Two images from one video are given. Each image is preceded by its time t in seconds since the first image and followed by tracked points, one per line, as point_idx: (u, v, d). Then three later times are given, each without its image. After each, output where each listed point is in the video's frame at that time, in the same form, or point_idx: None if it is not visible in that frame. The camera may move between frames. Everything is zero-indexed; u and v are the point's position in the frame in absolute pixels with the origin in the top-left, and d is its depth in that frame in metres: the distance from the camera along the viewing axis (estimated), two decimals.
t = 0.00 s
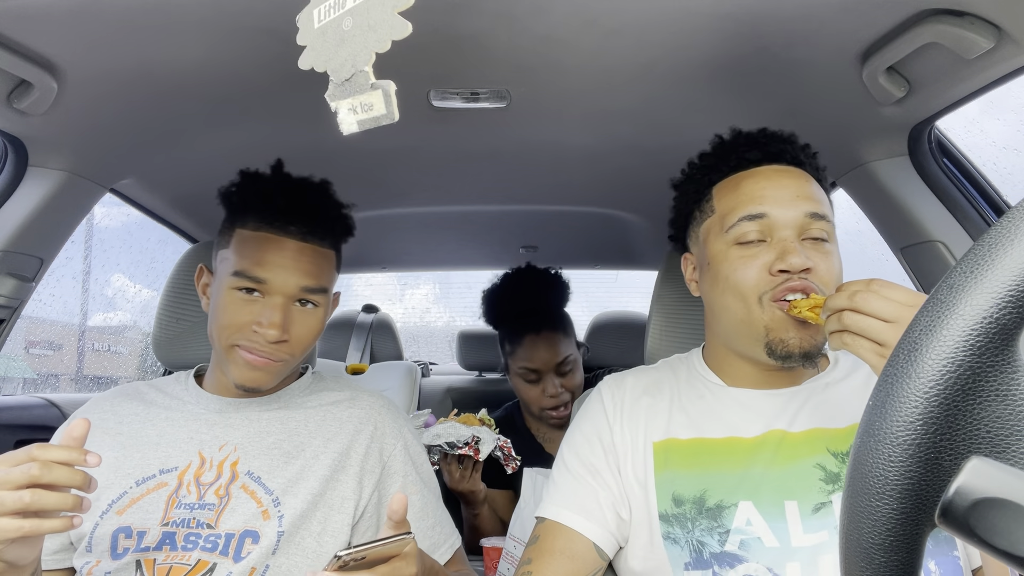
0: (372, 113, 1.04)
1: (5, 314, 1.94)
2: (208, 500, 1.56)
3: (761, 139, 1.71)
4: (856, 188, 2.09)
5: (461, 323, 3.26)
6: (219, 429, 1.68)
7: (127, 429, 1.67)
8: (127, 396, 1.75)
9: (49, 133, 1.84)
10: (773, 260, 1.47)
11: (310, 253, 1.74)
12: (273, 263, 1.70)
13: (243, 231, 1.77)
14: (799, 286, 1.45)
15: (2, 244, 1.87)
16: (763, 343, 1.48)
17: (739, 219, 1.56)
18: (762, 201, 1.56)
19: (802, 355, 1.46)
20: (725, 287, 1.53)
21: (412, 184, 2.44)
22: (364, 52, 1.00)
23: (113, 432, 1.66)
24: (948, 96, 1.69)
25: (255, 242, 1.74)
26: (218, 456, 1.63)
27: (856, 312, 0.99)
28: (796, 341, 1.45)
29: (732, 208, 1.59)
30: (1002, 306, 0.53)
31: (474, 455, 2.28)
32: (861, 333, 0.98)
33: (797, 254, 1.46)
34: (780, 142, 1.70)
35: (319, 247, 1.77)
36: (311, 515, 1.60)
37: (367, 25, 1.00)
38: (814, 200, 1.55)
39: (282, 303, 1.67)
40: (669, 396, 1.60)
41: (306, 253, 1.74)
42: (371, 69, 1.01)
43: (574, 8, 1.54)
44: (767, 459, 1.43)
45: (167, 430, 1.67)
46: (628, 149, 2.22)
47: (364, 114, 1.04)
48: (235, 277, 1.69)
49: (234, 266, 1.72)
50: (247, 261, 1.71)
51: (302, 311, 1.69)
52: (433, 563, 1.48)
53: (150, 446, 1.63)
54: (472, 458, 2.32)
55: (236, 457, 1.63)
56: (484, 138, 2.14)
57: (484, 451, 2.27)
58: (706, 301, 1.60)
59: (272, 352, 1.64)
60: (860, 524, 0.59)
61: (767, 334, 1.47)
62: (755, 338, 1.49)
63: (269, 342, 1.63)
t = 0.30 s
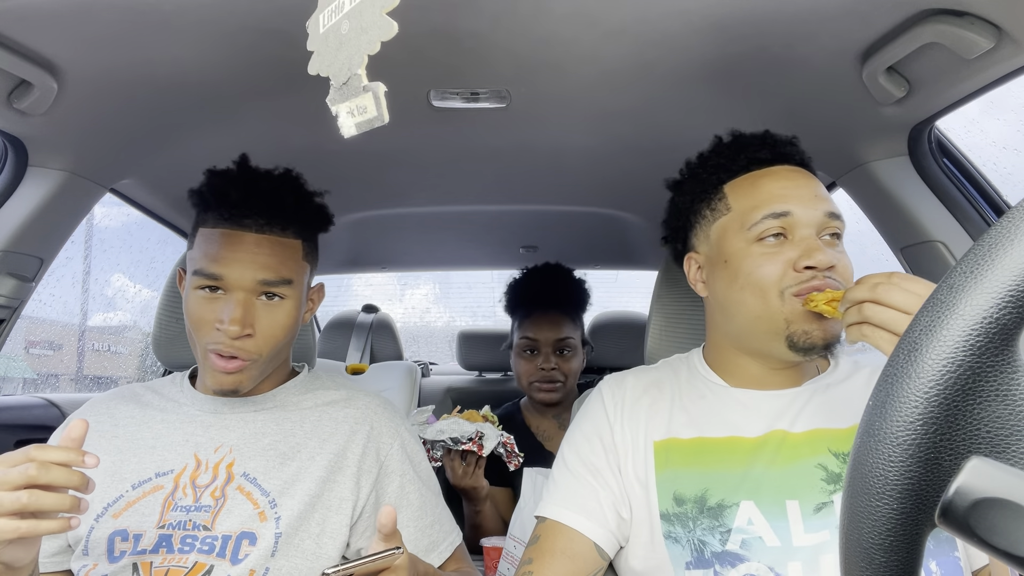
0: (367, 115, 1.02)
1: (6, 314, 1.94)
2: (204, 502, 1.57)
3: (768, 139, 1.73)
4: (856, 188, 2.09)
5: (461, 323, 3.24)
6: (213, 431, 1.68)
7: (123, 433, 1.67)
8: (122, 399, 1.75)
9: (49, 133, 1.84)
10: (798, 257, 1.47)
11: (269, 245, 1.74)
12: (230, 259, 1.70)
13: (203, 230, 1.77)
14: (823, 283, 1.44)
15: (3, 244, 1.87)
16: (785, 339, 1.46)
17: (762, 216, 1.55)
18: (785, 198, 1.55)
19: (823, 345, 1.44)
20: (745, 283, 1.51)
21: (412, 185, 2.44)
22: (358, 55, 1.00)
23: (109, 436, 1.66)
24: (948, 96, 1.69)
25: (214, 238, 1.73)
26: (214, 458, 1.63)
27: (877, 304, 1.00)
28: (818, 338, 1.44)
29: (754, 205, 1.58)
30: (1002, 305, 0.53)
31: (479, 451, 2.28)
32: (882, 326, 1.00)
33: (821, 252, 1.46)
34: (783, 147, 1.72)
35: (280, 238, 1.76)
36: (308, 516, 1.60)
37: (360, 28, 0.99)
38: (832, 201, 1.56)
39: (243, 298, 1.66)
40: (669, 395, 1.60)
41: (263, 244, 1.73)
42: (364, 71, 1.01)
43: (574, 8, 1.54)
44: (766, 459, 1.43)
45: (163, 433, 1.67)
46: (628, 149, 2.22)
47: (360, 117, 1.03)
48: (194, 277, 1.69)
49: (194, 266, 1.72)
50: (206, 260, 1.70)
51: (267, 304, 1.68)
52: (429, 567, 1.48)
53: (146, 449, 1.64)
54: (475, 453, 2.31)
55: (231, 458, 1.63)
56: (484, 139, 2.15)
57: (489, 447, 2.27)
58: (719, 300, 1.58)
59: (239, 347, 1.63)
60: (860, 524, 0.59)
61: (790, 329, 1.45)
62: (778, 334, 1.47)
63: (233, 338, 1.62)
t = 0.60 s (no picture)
0: (371, 112, 1.03)
1: (6, 314, 1.94)
2: (201, 504, 1.57)
3: (757, 140, 1.73)
4: (856, 188, 2.09)
5: (461, 322, 3.21)
6: (210, 433, 1.67)
7: (122, 435, 1.67)
8: (121, 400, 1.75)
9: (49, 133, 1.84)
10: (797, 258, 1.46)
11: (261, 237, 1.74)
12: (224, 251, 1.70)
13: (198, 225, 1.78)
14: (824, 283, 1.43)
15: (3, 244, 1.87)
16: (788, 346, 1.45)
17: (759, 218, 1.55)
18: (781, 198, 1.55)
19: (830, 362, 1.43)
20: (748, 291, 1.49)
21: (413, 184, 2.44)
22: (363, 52, 1.00)
23: (107, 438, 1.66)
24: (948, 96, 1.70)
25: (208, 233, 1.74)
26: (210, 460, 1.63)
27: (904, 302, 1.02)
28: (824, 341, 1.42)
29: (748, 208, 1.58)
30: (1002, 305, 0.53)
31: (488, 445, 2.29)
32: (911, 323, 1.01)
33: (820, 250, 1.46)
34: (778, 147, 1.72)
35: (273, 232, 1.77)
36: (306, 517, 1.60)
37: (366, 23, 0.99)
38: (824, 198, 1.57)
39: (235, 290, 1.66)
40: (668, 395, 1.60)
41: (257, 237, 1.74)
42: (369, 68, 1.01)
43: (574, 8, 1.54)
44: (767, 459, 1.43)
45: (161, 435, 1.67)
46: (628, 149, 2.22)
47: (363, 113, 1.04)
48: (188, 270, 1.69)
49: (188, 260, 1.72)
50: (200, 255, 1.71)
51: (260, 297, 1.68)
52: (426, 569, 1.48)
53: (144, 451, 1.64)
54: (483, 448, 2.33)
55: (228, 460, 1.64)
56: (484, 138, 2.14)
57: (498, 441, 2.29)
58: (719, 304, 1.57)
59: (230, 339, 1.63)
60: (860, 524, 0.59)
61: (794, 331, 1.44)
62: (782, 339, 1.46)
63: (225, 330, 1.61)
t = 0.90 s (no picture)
0: (363, 114, 1.03)
1: (6, 314, 1.94)
2: (203, 505, 1.57)
3: (761, 142, 1.73)
4: (856, 189, 2.09)
5: (461, 324, 3.23)
6: (211, 433, 1.67)
7: (123, 436, 1.67)
8: (121, 399, 1.75)
9: (49, 133, 1.84)
10: (807, 256, 1.46)
11: (263, 235, 1.74)
12: (226, 250, 1.70)
13: (200, 224, 1.78)
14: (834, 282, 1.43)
15: (3, 244, 1.87)
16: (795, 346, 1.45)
17: (765, 217, 1.55)
18: (786, 198, 1.55)
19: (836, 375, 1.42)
20: (757, 290, 1.49)
21: (413, 184, 2.44)
22: (355, 54, 1.01)
23: (108, 438, 1.66)
24: (948, 96, 1.70)
25: (209, 231, 1.74)
26: (212, 460, 1.63)
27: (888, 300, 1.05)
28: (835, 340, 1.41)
29: (754, 207, 1.58)
30: (1002, 305, 0.53)
31: (488, 441, 2.30)
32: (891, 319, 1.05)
33: (829, 249, 1.45)
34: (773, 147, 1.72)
35: (275, 231, 1.77)
36: (307, 516, 1.60)
37: (357, 25, 1.00)
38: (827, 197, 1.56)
39: (237, 288, 1.67)
40: (668, 394, 1.60)
41: (259, 235, 1.74)
42: (361, 70, 1.01)
43: (574, 8, 1.54)
44: (768, 459, 1.43)
45: (162, 435, 1.67)
46: (628, 149, 2.22)
47: (355, 115, 1.04)
48: (190, 269, 1.69)
49: (190, 258, 1.72)
50: (201, 253, 1.71)
51: (261, 295, 1.68)
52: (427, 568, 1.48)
53: (145, 451, 1.64)
54: (482, 444, 2.33)
55: (230, 460, 1.63)
56: (483, 139, 2.14)
57: (497, 436, 2.30)
58: (727, 305, 1.57)
59: (233, 337, 1.62)
60: (860, 524, 0.59)
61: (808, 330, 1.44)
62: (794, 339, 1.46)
63: (227, 327, 1.61)
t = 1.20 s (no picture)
0: (377, 114, 1.03)
1: (6, 314, 1.94)
2: (204, 504, 1.57)
3: (755, 142, 1.73)
4: (856, 189, 2.09)
5: (461, 322, 3.21)
6: (211, 433, 1.67)
7: (123, 436, 1.67)
8: (120, 400, 1.75)
9: (49, 133, 1.84)
10: (804, 259, 1.45)
11: (271, 238, 1.74)
12: (233, 251, 1.70)
13: (206, 224, 1.78)
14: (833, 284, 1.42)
15: (2, 244, 1.87)
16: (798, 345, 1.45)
17: (761, 220, 1.55)
18: (783, 200, 1.55)
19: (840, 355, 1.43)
20: (754, 292, 1.49)
21: (413, 184, 2.44)
22: (367, 54, 1.00)
23: (107, 439, 1.66)
24: (947, 96, 1.70)
25: (216, 232, 1.74)
26: (213, 460, 1.63)
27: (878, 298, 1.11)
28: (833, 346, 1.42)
29: (750, 210, 1.58)
30: (1002, 305, 0.53)
31: (487, 435, 2.29)
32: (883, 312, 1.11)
33: (827, 251, 1.45)
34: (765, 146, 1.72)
35: (282, 233, 1.77)
36: (307, 514, 1.61)
37: (368, 26, 0.99)
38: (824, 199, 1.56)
39: (244, 290, 1.66)
40: (666, 393, 1.60)
41: (266, 237, 1.74)
42: (374, 71, 1.01)
43: (574, 8, 1.54)
44: (768, 456, 1.43)
45: (162, 435, 1.67)
46: (628, 149, 2.22)
47: (370, 116, 1.04)
48: (196, 269, 1.69)
49: (196, 258, 1.72)
50: (207, 254, 1.71)
51: (267, 297, 1.68)
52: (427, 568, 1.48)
53: (145, 451, 1.64)
54: (483, 440, 2.32)
55: (230, 459, 1.64)
56: (483, 139, 2.14)
57: (497, 429, 2.30)
58: (723, 307, 1.57)
59: (239, 339, 1.62)
60: (860, 524, 0.59)
61: (804, 336, 1.44)
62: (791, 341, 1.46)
63: (234, 328, 1.61)
